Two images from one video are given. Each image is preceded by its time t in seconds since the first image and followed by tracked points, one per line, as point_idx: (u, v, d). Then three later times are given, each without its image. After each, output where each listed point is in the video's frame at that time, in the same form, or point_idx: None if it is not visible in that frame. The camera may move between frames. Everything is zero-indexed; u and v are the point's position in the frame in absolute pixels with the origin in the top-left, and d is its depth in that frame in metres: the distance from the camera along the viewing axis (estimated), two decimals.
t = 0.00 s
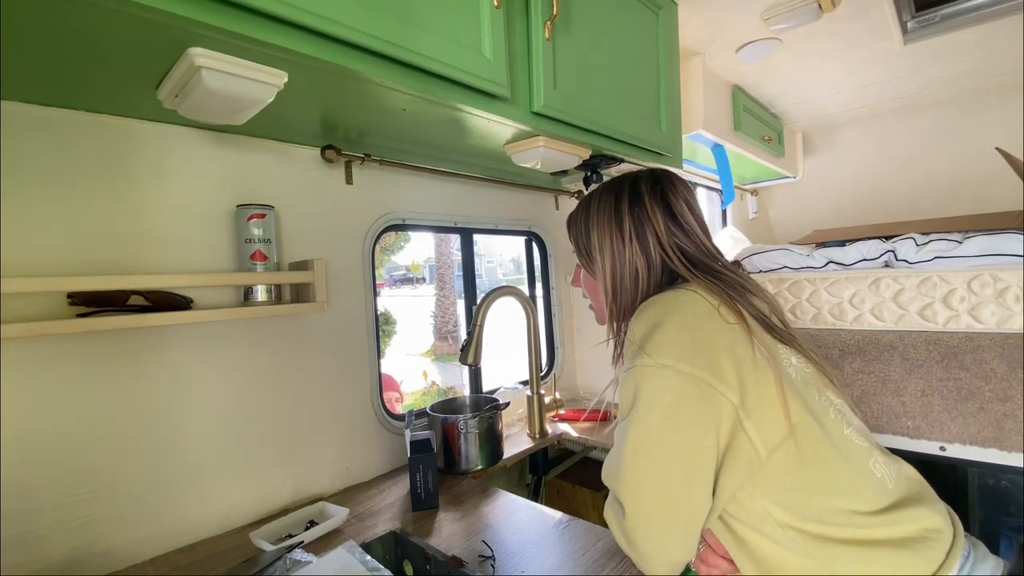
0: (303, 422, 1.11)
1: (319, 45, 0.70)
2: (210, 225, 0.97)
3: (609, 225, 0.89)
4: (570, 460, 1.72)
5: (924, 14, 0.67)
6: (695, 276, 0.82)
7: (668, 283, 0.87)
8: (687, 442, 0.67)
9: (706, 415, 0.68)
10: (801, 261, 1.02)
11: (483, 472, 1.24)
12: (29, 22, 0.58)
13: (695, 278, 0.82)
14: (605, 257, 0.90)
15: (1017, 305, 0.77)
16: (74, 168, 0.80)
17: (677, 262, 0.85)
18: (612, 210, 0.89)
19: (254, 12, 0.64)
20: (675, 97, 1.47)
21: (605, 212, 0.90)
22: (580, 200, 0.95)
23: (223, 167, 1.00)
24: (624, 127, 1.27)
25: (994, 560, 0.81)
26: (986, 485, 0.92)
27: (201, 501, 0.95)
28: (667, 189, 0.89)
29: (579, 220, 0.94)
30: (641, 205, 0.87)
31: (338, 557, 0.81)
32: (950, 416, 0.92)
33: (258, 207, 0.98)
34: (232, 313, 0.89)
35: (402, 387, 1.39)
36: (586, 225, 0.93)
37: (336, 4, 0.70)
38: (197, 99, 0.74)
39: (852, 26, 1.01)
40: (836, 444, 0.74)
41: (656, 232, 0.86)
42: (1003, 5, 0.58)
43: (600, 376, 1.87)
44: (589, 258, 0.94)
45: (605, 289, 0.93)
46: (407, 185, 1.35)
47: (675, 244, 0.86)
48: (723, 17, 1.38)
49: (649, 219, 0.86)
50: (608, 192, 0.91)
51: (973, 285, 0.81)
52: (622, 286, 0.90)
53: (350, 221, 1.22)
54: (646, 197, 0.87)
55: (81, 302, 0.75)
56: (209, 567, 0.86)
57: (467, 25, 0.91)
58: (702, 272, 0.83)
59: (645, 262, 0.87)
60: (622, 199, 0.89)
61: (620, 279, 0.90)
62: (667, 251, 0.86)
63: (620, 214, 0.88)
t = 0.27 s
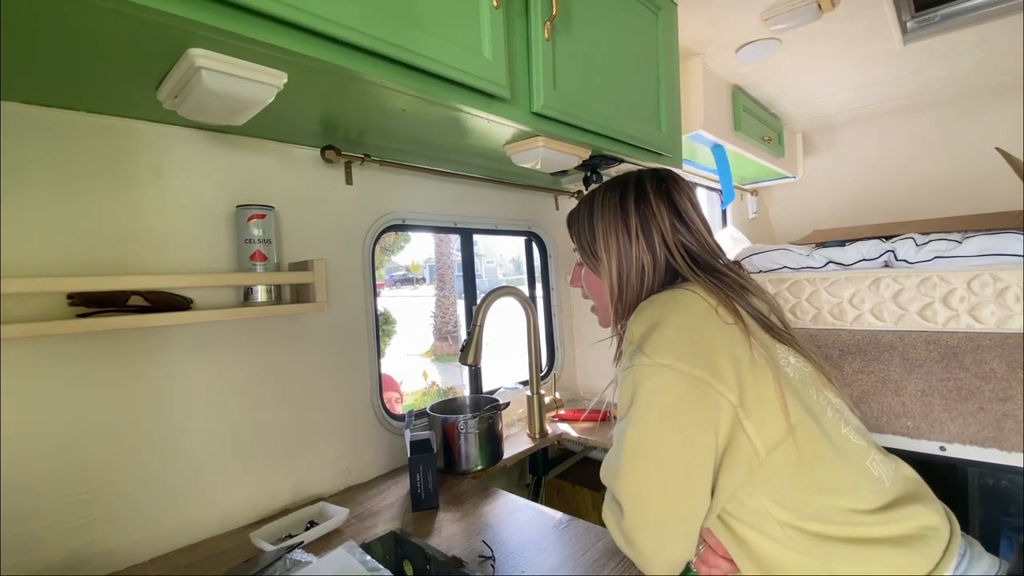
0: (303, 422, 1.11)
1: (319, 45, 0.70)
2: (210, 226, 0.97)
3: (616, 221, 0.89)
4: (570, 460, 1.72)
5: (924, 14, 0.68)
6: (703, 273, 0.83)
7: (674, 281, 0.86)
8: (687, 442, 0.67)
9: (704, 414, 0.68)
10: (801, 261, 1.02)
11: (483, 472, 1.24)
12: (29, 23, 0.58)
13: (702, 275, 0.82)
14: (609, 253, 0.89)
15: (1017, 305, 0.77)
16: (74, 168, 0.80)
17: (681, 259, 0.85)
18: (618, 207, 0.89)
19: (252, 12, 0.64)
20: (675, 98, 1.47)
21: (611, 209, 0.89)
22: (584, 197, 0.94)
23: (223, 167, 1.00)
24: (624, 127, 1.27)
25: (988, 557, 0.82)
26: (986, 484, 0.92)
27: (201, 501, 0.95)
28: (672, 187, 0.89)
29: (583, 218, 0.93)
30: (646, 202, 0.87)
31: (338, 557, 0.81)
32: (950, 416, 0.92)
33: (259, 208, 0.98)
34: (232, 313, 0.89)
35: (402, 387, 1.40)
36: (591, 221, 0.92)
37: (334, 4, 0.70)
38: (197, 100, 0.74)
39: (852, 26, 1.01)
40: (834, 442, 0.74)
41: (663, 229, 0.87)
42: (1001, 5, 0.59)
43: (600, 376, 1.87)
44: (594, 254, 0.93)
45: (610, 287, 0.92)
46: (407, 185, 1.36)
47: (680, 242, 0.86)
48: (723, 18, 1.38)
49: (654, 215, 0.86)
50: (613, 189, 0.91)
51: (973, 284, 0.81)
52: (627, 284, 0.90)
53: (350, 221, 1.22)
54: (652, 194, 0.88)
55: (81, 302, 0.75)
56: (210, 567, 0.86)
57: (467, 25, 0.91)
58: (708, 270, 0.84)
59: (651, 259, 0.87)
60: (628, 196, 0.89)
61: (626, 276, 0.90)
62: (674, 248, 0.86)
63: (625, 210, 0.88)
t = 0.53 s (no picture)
0: (303, 422, 1.11)
1: (320, 46, 0.70)
2: (210, 226, 0.97)
3: (612, 222, 0.88)
4: (570, 460, 1.72)
5: (923, 14, 0.68)
6: (700, 273, 0.82)
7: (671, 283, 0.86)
8: (688, 442, 0.67)
9: (705, 415, 0.68)
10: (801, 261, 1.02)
11: (483, 472, 1.24)
12: (28, 22, 0.58)
13: (700, 274, 0.82)
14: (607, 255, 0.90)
15: (1017, 305, 0.78)
16: (75, 168, 0.80)
17: (677, 259, 0.85)
18: (612, 208, 0.89)
19: (252, 12, 0.64)
20: (675, 97, 1.47)
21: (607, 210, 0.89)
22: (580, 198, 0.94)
23: (223, 167, 1.00)
24: (624, 127, 1.27)
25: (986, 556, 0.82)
26: (986, 484, 0.92)
27: (200, 501, 0.95)
28: (669, 186, 0.89)
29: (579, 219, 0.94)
30: (641, 202, 0.87)
31: (338, 557, 0.81)
32: (950, 416, 0.92)
33: (258, 208, 0.98)
34: (232, 313, 0.89)
35: (402, 387, 1.39)
36: (586, 221, 0.92)
37: (334, 4, 0.70)
38: (197, 100, 0.74)
39: (852, 26, 1.01)
40: (835, 443, 0.74)
41: (659, 230, 0.86)
42: (1001, 5, 0.59)
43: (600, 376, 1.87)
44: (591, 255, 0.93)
45: (606, 287, 0.92)
46: (407, 185, 1.36)
47: (677, 242, 0.86)
48: (723, 18, 1.38)
49: (649, 215, 0.86)
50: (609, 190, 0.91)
51: (973, 285, 0.81)
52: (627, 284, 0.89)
53: (350, 221, 1.22)
54: (646, 194, 0.87)
55: (81, 302, 0.75)
56: (210, 567, 0.86)
57: (467, 25, 0.91)
58: (706, 270, 0.83)
59: (649, 260, 0.87)
60: (623, 197, 0.88)
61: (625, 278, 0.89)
62: (671, 249, 0.85)
63: (620, 211, 0.88)
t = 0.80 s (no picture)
0: (303, 423, 1.11)
1: (321, 46, 0.70)
2: (210, 226, 0.97)
3: (673, 201, 0.86)
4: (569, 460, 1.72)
5: (923, 14, 0.67)
6: (739, 269, 0.87)
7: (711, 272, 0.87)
8: (694, 441, 0.67)
9: (712, 414, 0.68)
10: (801, 261, 1.02)
11: (483, 472, 1.24)
12: (29, 22, 0.58)
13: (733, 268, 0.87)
14: (661, 231, 0.85)
15: (1017, 305, 0.76)
16: (75, 168, 0.80)
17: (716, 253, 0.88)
18: (671, 188, 0.87)
19: (252, 12, 0.64)
20: (675, 97, 1.47)
21: (668, 190, 0.87)
22: (633, 171, 0.90)
23: (223, 167, 1.00)
24: (624, 127, 1.27)
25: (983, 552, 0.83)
26: (986, 485, 0.91)
27: (200, 501, 0.95)
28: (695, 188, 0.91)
29: (633, 191, 0.87)
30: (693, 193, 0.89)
31: (338, 557, 0.81)
32: (950, 416, 0.93)
33: (259, 207, 0.98)
34: (232, 313, 0.89)
35: (402, 387, 1.40)
36: (638, 193, 0.87)
37: (335, 4, 0.70)
38: (197, 100, 0.74)
39: (851, 26, 1.01)
40: (838, 440, 0.74)
41: (706, 222, 0.88)
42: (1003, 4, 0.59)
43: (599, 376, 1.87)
44: (633, 229, 0.86)
45: (648, 267, 0.86)
46: (407, 185, 1.36)
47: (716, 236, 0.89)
48: (722, 18, 1.38)
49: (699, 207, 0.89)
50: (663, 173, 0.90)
51: (973, 284, 0.80)
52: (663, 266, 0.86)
53: (350, 221, 1.22)
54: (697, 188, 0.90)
55: (81, 302, 0.75)
56: (210, 567, 0.86)
57: (467, 25, 0.91)
58: (738, 268, 0.88)
59: (695, 245, 0.86)
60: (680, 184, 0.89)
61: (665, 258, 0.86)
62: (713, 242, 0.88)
63: (680, 194, 0.87)
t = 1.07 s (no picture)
0: (303, 422, 1.11)
1: (321, 46, 0.71)
2: (210, 226, 0.97)
3: (703, 194, 0.97)
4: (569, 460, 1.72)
5: (923, 14, 0.67)
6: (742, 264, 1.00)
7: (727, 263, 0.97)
8: (699, 441, 0.67)
9: (719, 414, 0.67)
10: (801, 261, 1.02)
11: (483, 472, 1.24)
12: (29, 21, 0.58)
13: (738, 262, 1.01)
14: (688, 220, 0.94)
15: (1017, 305, 0.74)
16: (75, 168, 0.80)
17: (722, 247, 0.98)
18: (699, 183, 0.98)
19: (252, 12, 0.64)
20: (675, 97, 1.47)
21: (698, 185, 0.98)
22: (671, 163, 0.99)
23: (223, 167, 1.00)
24: (624, 128, 1.27)
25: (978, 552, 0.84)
26: (986, 484, 0.92)
27: (201, 501, 0.95)
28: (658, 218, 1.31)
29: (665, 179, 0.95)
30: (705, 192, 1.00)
31: (338, 557, 0.81)
32: (950, 416, 0.93)
33: (258, 208, 0.98)
34: (232, 313, 0.89)
35: (402, 387, 1.40)
36: (679, 180, 0.96)
37: (335, 4, 0.70)
38: (197, 100, 0.74)
39: (850, 25, 1.01)
40: (838, 441, 0.74)
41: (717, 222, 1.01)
42: (1000, 5, 0.60)
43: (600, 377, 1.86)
44: (672, 210, 0.94)
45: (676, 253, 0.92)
46: (407, 185, 1.36)
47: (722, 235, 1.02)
48: (722, 18, 1.38)
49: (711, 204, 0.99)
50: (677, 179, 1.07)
51: (973, 284, 0.79)
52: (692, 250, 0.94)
53: (350, 221, 1.22)
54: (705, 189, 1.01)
55: (81, 302, 0.75)
56: (210, 567, 0.86)
57: (467, 26, 0.91)
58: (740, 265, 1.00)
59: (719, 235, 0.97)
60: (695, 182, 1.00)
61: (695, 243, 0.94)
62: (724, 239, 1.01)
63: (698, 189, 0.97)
